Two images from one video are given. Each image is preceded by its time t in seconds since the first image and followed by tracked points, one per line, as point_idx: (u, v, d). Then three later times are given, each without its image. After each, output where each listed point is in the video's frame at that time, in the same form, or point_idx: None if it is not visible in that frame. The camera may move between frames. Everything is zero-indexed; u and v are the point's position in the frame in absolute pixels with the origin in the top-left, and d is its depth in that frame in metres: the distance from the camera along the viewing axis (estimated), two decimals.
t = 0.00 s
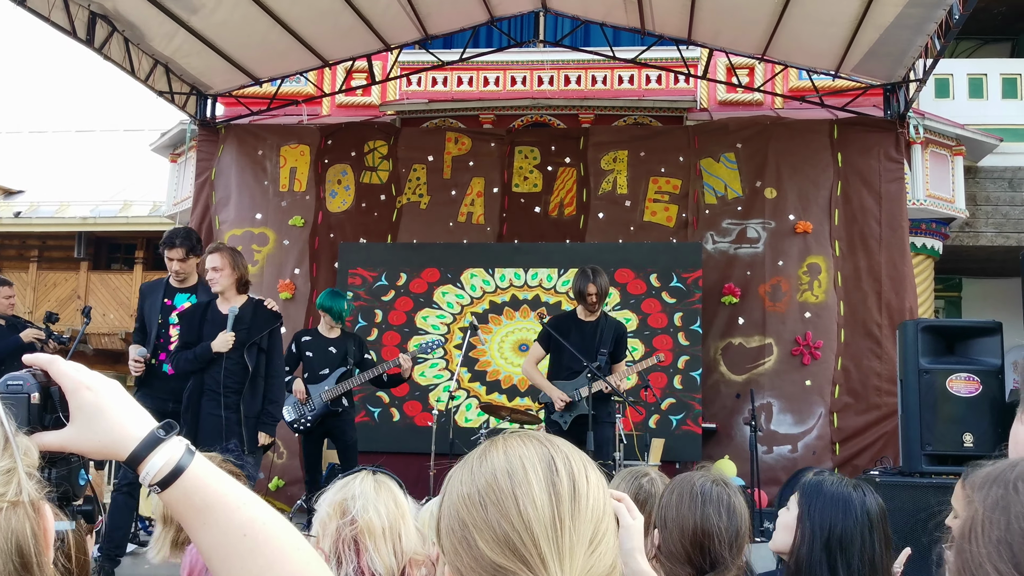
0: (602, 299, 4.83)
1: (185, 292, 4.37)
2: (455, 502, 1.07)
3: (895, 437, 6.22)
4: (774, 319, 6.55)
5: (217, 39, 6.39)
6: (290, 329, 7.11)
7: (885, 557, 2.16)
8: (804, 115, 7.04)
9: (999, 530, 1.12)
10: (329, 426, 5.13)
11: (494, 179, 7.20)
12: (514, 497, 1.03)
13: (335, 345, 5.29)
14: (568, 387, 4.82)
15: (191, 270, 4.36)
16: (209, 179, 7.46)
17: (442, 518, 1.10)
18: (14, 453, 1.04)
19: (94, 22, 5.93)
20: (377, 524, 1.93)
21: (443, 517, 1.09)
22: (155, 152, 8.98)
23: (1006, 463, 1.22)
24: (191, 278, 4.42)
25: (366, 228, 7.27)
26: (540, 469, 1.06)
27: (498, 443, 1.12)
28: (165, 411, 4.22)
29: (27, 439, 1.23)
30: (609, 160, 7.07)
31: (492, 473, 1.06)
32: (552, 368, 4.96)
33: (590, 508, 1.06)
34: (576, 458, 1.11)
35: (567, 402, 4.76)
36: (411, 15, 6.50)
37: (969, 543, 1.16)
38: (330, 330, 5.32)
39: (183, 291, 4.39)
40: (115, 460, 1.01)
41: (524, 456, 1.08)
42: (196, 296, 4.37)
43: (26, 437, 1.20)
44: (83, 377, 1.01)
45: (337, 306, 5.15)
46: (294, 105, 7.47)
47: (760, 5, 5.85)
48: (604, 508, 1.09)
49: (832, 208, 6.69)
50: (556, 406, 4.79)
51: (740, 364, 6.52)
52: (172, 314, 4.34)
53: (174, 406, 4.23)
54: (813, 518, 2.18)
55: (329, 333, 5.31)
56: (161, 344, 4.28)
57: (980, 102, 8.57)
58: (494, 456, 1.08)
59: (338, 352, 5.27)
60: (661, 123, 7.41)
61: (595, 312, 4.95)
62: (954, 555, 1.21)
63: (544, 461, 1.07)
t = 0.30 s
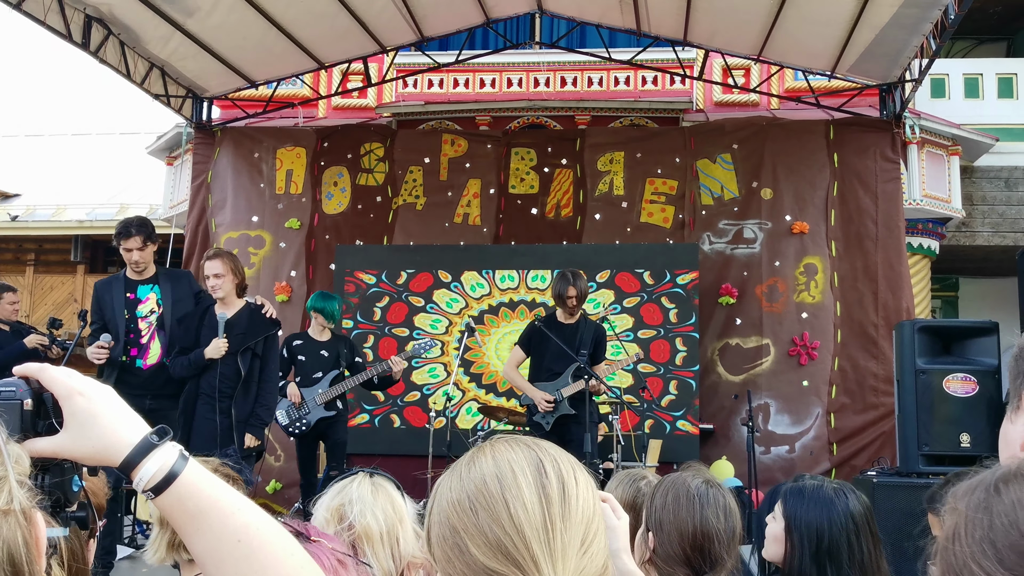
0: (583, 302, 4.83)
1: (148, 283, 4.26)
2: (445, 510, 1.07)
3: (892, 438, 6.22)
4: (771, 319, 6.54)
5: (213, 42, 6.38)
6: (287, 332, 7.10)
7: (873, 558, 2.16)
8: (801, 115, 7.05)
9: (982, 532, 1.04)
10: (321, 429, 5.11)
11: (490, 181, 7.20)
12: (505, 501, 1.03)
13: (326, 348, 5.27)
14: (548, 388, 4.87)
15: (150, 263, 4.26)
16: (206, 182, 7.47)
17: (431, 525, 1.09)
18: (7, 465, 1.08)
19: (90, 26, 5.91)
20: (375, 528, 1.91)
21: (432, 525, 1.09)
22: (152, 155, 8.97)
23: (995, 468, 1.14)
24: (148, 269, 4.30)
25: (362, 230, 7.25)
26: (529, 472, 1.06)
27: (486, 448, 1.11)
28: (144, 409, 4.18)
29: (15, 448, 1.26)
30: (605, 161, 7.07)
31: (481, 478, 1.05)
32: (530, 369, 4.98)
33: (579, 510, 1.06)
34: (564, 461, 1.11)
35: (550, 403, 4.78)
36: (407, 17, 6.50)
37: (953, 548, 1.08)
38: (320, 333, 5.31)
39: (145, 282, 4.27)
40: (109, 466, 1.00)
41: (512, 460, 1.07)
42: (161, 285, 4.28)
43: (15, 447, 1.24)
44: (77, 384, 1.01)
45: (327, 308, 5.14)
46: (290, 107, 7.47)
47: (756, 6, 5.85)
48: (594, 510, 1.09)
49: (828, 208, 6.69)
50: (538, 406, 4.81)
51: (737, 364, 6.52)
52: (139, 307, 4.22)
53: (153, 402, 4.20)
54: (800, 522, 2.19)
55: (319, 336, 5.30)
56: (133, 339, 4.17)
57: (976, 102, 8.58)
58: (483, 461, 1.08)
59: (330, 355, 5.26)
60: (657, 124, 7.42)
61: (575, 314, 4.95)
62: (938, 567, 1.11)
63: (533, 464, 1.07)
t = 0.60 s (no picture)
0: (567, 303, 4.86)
1: (125, 283, 4.20)
2: (447, 515, 1.06)
3: (890, 438, 6.22)
4: (768, 321, 6.55)
5: (209, 45, 6.38)
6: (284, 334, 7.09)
7: (864, 562, 2.18)
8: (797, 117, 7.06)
9: (961, 541, 1.01)
10: (316, 432, 5.10)
11: (486, 183, 7.20)
12: (508, 508, 1.03)
13: (324, 351, 5.26)
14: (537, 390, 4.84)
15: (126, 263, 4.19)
16: (202, 185, 7.46)
17: (433, 529, 1.09)
18: (4, 473, 1.08)
19: (86, 30, 5.90)
20: (382, 523, 1.84)
21: (434, 528, 1.08)
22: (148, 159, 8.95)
23: (977, 471, 1.12)
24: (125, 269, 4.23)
25: (359, 233, 7.25)
26: (532, 478, 1.06)
27: (488, 453, 1.11)
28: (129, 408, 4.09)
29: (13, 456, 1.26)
30: (602, 163, 7.08)
31: (484, 484, 1.05)
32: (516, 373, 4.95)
33: (583, 516, 1.06)
34: (567, 466, 1.11)
35: (538, 405, 4.77)
36: (403, 19, 6.50)
37: (935, 555, 1.05)
38: (318, 336, 5.29)
39: (122, 282, 4.21)
40: (108, 472, 1.00)
41: (515, 466, 1.07)
42: (139, 284, 4.23)
43: (13, 455, 1.24)
44: (75, 390, 1.01)
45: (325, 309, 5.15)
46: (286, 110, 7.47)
47: (752, 7, 5.86)
48: (596, 515, 1.09)
49: (825, 209, 6.70)
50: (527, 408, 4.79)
51: (734, 366, 6.52)
52: (118, 307, 4.16)
53: (136, 401, 4.11)
54: (794, 525, 2.19)
55: (317, 339, 5.28)
56: (114, 340, 4.11)
57: (971, 102, 8.59)
58: (486, 466, 1.07)
59: (328, 357, 5.25)
60: (654, 126, 7.44)
61: (560, 316, 4.95)
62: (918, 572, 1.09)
63: (536, 471, 1.07)
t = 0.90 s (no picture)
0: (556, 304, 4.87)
1: (123, 286, 4.19)
2: (448, 517, 1.07)
3: (889, 439, 6.23)
4: (768, 322, 6.55)
5: (208, 48, 6.38)
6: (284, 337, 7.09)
7: (862, 565, 2.18)
8: (795, 118, 7.07)
9: (948, 537, 0.99)
10: (317, 435, 5.10)
11: (485, 185, 7.20)
12: (508, 511, 1.03)
13: (325, 353, 5.27)
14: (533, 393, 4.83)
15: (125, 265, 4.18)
16: (201, 188, 7.46)
17: (435, 531, 1.10)
18: (6, 479, 1.09)
19: (85, 33, 5.90)
20: (384, 527, 1.83)
21: (436, 530, 1.09)
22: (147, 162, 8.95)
23: (957, 474, 1.10)
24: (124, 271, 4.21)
25: (358, 235, 7.26)
26: (532, 482, 1.06)
27: (490, 456, 1.11)
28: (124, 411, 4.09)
29: (15, 459, 1.27)
30: (600, 164, 7.08)
31: (485, 487, 1.05)
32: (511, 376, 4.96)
33: (583, 521, 1.06)
34: (568, 470, 1.10)
35: (533, 406, 4.77)
36: (401, 22, 6.51)
37: (921, 556, 1.02)
38: (319, 339, 5.30)
39: (120, 285, 4.21)
40: (109, 477, 1.00)
41: (516, 469, 1.07)
42: (138, 287, 4.21)
43: (15, 461, 1.25)
44: (76, 395, 1.02)
45: (327, 312, 5.15)
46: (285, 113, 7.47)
47: (750, 8, 5.87)
48: (597, 520, 1.09)
49: (824, 210, 6.71)
50: (523, 411, 4.79)
51: (734, 367, 6.52)
52: (115, 311, 4.15)
53: (131, 404, 4.11)
54: (789, 529, 2.20)
55: (318, 342, 5.29)
56: (110, 343, 4.11)
57: (970, 102, 8.60)
58: (487, 469, 1.07)
59: (329, 360, 5.26)
60: (652, 127, 7.51)
61: (553, 318, 4.95)
62: None
63: (536, 474, 1.07)
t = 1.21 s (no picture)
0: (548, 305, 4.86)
1: (138, 289, 4.20)
2: (443, 520, 1.08)
3: (889, 441, 6.23)
4: (767, 324, 6.55)
5: (206, 53, 6.39)
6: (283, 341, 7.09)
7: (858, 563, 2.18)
8: (793, 120, 7.08)
9: (955, 551, 0.98)
10: (320, 440, 5.10)
11: (484, 189, 7.21)
12: (499, 519, 1.04)
13: (329, 357, 5.26)
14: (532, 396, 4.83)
15: (142, 267, 4.21)
16: (200, 193, 7.46)
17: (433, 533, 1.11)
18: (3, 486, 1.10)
19: (83, 39, 5.90)
20: (389, 532, 1.82)
21: (432, 532, 1.10)
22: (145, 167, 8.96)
23: (953, 475, 1.10)
24: (141, 273, 4.24)
25: (357, 239, 7.26)
26: (527, 490, 1.06)
27: (489, 461, 1.11)
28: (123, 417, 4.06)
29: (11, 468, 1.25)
30: (598, 167, 7.09)
31: (479, 493, 1.05)
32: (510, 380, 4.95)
33: (575, 531, 1.06)
34: (565, 480, 1.10)
35: (532, 410, 4.77)
36: (399, 26, 6.51)
37: (924, 564, 1.02)
38: (323, 342, 5.30)
39: (136, 288, 4.22)
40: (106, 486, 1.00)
41: (511, 477, 1.07)
42: (153, 290, 4.22)
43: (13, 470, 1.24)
44: (73, 402, 1.01)
45: (332, 316, 5.14)
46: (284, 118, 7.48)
47: (747, 11, 5.88)
48: (590, 529, 1.09)
49: (822, 212, 6.71)
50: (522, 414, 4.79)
51: (733, 369, 6.52)
52: (127, 313, 4.16)
53: (132, 410, 4.08)
54: (787, 531, 2.19)
55: (322, 345, 5.29)
56: (117, 345, 4.11)
57: (967, 104, 8.62)
58: (484, 475, 1.07)
59: (332, 364, 5.25)
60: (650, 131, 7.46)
61: (549, 321, 4.95)
62: None
63: (531, 483, 1.06)
